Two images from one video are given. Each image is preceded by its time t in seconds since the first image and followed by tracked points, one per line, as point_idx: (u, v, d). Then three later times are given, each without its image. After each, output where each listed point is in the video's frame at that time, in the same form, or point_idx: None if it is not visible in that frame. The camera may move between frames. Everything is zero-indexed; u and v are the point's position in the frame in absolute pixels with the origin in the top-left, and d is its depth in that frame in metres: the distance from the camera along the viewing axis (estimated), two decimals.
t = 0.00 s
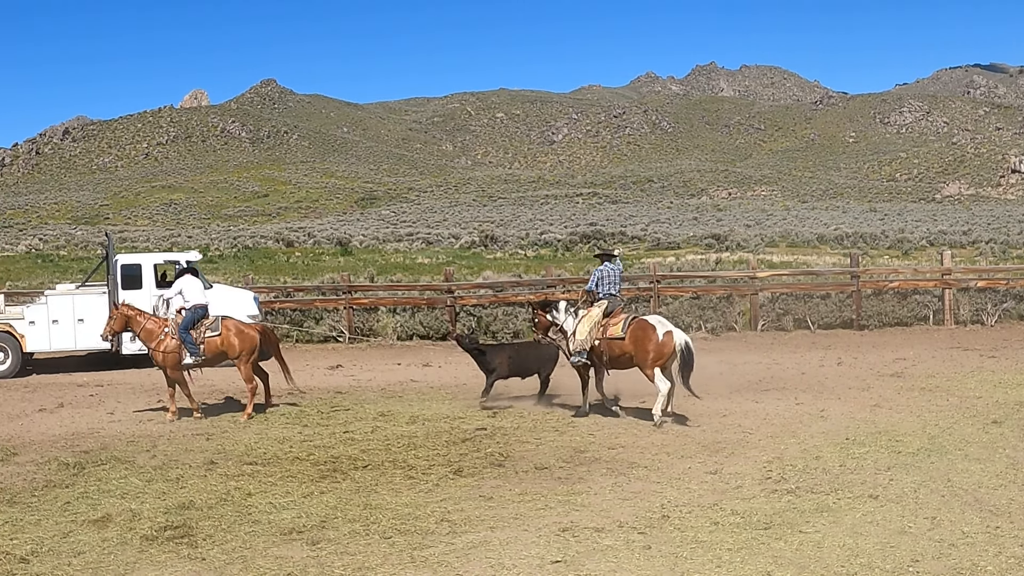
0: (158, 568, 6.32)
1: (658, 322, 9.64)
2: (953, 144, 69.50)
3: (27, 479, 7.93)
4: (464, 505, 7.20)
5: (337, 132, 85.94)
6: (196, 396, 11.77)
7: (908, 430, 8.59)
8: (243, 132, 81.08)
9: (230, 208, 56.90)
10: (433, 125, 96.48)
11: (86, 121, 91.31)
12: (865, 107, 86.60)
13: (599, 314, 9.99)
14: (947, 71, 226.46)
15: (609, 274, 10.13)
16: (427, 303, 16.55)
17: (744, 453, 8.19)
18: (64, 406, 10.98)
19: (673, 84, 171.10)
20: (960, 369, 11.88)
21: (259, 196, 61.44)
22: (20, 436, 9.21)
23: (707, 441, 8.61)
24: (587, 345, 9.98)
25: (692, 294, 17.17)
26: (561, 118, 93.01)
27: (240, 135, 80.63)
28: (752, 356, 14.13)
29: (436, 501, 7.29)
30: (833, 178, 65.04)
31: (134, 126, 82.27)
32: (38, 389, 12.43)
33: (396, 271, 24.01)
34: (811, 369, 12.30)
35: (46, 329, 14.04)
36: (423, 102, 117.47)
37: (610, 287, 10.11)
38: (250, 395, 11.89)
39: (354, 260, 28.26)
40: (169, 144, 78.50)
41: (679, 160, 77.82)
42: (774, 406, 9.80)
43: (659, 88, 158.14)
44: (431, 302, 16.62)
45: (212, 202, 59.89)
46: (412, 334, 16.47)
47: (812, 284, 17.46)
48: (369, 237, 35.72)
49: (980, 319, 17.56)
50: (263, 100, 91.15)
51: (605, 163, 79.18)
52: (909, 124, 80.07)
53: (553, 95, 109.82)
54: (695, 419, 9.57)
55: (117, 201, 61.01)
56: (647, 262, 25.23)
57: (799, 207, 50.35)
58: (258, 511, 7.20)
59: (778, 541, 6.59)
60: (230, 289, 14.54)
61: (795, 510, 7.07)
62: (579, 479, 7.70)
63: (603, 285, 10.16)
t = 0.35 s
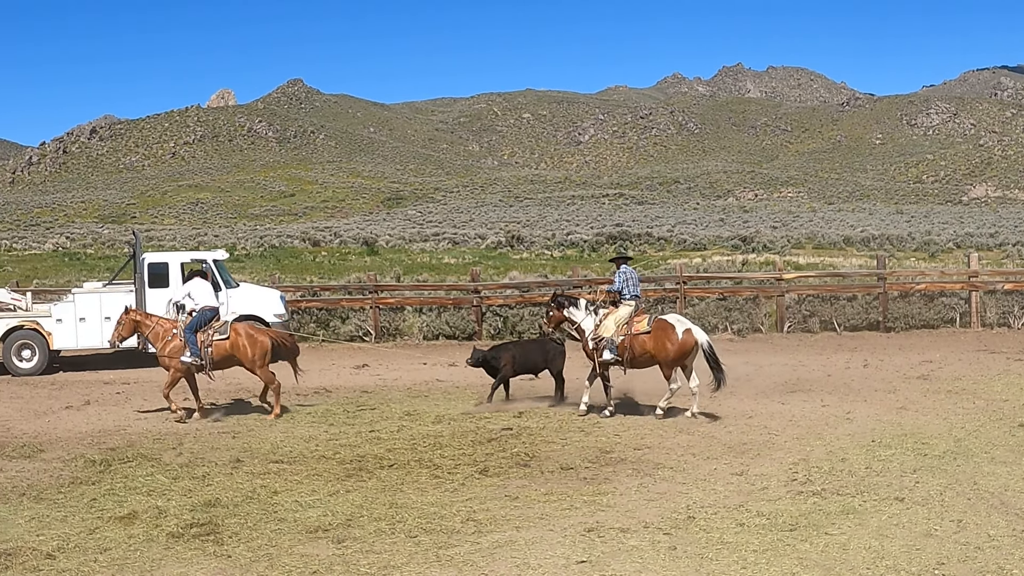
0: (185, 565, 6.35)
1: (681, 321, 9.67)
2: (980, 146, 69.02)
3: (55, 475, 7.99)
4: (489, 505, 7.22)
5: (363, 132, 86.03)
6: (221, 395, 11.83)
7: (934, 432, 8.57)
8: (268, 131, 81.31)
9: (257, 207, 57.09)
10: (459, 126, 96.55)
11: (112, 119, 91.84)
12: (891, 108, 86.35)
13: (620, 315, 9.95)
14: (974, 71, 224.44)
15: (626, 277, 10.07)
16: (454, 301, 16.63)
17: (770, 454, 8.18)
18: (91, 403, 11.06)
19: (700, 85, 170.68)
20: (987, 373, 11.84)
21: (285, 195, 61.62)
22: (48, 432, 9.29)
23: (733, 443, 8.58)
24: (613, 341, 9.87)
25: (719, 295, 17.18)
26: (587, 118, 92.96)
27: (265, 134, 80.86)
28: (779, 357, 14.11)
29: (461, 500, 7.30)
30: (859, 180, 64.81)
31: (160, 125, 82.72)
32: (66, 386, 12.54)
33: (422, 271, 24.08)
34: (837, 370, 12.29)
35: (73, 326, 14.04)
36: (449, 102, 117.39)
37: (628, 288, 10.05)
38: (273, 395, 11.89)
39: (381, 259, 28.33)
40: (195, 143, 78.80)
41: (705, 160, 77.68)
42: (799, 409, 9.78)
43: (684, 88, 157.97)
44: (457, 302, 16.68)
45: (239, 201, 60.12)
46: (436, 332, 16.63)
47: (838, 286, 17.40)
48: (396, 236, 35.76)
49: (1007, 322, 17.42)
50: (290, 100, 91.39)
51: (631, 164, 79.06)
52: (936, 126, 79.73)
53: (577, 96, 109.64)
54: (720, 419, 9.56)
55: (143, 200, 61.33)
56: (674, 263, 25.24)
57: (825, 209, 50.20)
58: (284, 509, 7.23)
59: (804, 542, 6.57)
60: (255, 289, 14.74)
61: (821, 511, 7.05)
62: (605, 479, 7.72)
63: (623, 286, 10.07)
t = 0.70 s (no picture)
0: (207, 562, 6.37)
1: (698, 316, 9.79)
2: (1003, 147, 68.65)
3: (77, 472, 8.03)
4: (511, 504, 7.23)
5: (386, 131, 86.12)
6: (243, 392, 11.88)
7: (957, 434, 8.54)
8: (291, 130, 81.45)
9: (280, 205, 57.25)
10: (482, 125, 96.53)
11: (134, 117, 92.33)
12: (915, 108, 85.97)
13: (638, 309, 9.86)
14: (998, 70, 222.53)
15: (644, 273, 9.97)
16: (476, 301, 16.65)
17: (792, 455, 8.18)
18: (113, 400, 11.17)
19: (723, 85, 170.17)
20: (1011, 374, 11.78)
21: (308, 194, 61.75)
22: (70, 430, 9.35)
23: (754, 443, 8.58)
24: (633, 336, 9.81)
25: (741, 295, 17.18)
26: (610, 117, 92.95)
27: (288, 134, 81.03)
28: (800, 358, 14.11)
29: (483, 499, 7.31)
30: (881, 180, 64.63)
31: (183, 123, 83.05)
32: (88, 382, 12.65)
33: (444, 270, 24.14)
34: (859, 372, 12.27)
35: (95, 325, 14.12)
36: (472, 102, 117.29)
37: (646, 283, 9.97)
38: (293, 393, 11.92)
39: (403, 258, 28.39)
40: (217, 142, 79.01)
41: (728, 160, 77.51)
42: (821, 409, 9.76)
43: (707, 88, 157.60)
44: (480, 301, 16.71)
45: (262, 199, 60.30)
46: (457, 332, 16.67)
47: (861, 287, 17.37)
48: (419, 236, 35.81)
49: None
50: (313, 98, 91.55)
51: (655, 164, 78.91)
52: (959, 127, 79.30)
53: (600, 95, 109.45)
54: (741, 420, 9.55)
55: (166, 198, 61.57)
56: (695, 263, 25.27)
57: (847, 209, 50.07)
58: (307, 507, 7.25)
59: (827, 543, 6.55)
60: (275, 286, 15.02)
61: (842, 512, 7.03)
62: (627, 479, 7.72)
63: (641, 281, 9.96)
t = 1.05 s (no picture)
0: (230, 559, 6.39)
1: (716, 313, 9.84)
2: None
3: (101, 469, 8.09)
4: (533, 502, 7.24)
5: (408, 129, 86.21)
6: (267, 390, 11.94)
7: (980, 433, 8.52)
8: (314, 128, 81.52)
9: (303, 203, 57.39)
10: (504, 124, 96.45)
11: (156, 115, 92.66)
12: (937, 108, 85.45)
13: (656, 305, 9.83)
14: None
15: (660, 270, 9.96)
16: (499, 300, 16.72)
17: (814, 454, 8.17)
18: (137, 397, 11.27)
19: (746, 84, 169.73)
20: None
21: (331, 192, 61.83)
22: (93, 428, 9.42)
23: (778, 442, 8.55)
24: (652, 333, 9.77)
25: (764, 293, 17.17)
26: (632, 117, 92.81)
27: (312, 132, 81.04)
28: (823, 357, 14.10)
29: (506, 497, 7.32)
30: (905, 178, 64.43)
31: (206, 122, 83.37)
32: (110, 379, 12.74)
33: (467, 268, 24.19)
34: (882, 370, 12.24)
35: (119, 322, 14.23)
36: (495, 100, 117.26)
37: (661, 278, 9.96)
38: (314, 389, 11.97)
39: (426, 256, 28.46)
40: (240, 140, 79.15)
41: (750, 158, 77.33)
42: (844, 408, 9.75)
43: (729, 87, 157.12)
44: (503, 299, 16.75)
45: (286, 198, 60.42)
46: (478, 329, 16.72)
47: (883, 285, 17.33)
48: (440, 234, 35.82)
49: None
50: (335, 96, 91.78)
51: (678, 162, 78.71)
52: (982, 127, 78.89)
53: (622, 93, 109.16)
54: (763, 418, 9.55)
55: (189, 196, 61.76)
56: (717, 261, 25.26)
57: (869, 207, 49.91)
58: (330, 504, 7.27)
59: (850, 542, 6.53)
60: (299, 285, 15.10)
61: (866, 512, 7.02)
62: (650, 477, 7.73)
63: (657, 278, 9.95)
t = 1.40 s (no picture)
0: (254, 555, 6.42)
1: (738, 310, 9.97)
2: None
3: (125, 465, 8.14)
4: (557, 499, 7.25)
5: (429, 127, 86.31)
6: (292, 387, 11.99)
7: (1005, 431, 8.49)
8: (335, 127, 81.73)
9: (325, 201, 57.56)
10: (527, 120, 96.44)
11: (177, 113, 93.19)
12: (960, 104, 84.85)
13: (681, 303, 9.80)
14: None
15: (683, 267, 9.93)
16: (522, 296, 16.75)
17: (838, 451, 8.16)
18: (159, 395, 11.39)
19: (768, 81, 169.12)
20: None
21: (354, 189, 61.97)
22: (118, 424, 9.48)
23: (801, 439, 8.54)
24: (679, 330, 9.72)
25: (787, 291, 17.14)
26: (654, 114, 92.86)
27: (333, 130, 81.23)
28: (847, 353, 14.08)
29: (530, 494, 7.33)
30: (927, 175, 64.14)
31: (229, 121, 83.69)
32: (134, 376, 12.85)
33: (490, 266, 24.25)
34: (907, 368, 12.21)
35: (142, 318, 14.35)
36: (516, 97, 117.21)
37: (685, 275, 9.94)
38: (339, 385, 12.00)
39: (448, 253, 28.54)
40: (263, 139, 79.30)
41: (772, 156, 77.10)
42: (868, 406, 9.72)
43: (751, 84, 156.62)
44: (526, 297, 16.76)
45: (308, 195, 60.59)
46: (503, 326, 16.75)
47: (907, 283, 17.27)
48: (462, 231, 35.91)
49: None
50: (355, 95, 92.09)
51: (700, 159, 78.56)
52: (1004, 124, 78.41)
53: (643, 90, 108.92)
54: (787, 415, 9.53)
55: (212, 194, 62.04)
56: (740, 258, 25.28)
57: (892, 205, 49.78)
58: (354, 501, 7.30)
59: (873, 540, 6.52)
60: (323, 282, 15.15)
61: (889, 509, 7.01)
62: (673, 474, 7.73)
63: (681, 274, 9.92)
